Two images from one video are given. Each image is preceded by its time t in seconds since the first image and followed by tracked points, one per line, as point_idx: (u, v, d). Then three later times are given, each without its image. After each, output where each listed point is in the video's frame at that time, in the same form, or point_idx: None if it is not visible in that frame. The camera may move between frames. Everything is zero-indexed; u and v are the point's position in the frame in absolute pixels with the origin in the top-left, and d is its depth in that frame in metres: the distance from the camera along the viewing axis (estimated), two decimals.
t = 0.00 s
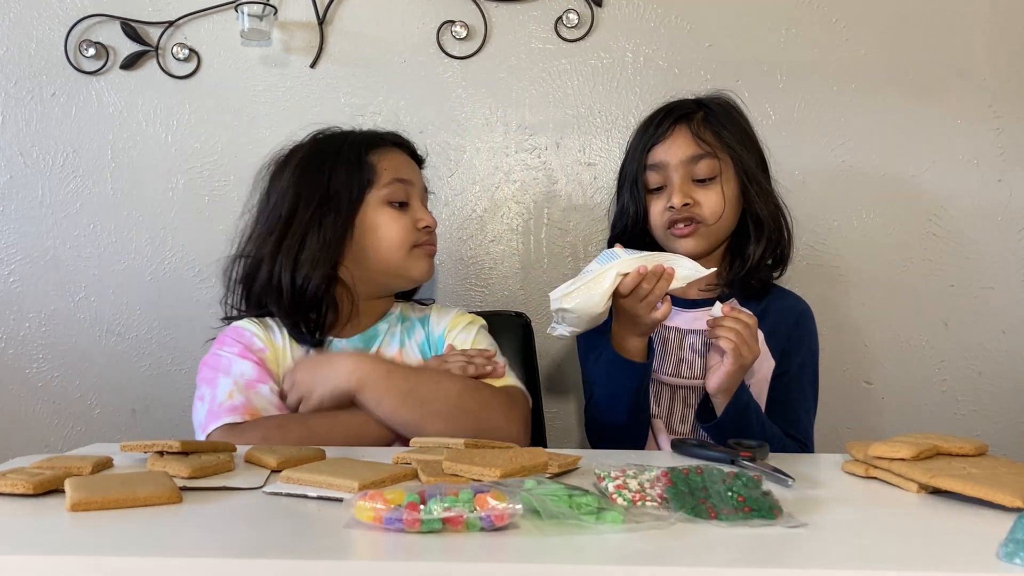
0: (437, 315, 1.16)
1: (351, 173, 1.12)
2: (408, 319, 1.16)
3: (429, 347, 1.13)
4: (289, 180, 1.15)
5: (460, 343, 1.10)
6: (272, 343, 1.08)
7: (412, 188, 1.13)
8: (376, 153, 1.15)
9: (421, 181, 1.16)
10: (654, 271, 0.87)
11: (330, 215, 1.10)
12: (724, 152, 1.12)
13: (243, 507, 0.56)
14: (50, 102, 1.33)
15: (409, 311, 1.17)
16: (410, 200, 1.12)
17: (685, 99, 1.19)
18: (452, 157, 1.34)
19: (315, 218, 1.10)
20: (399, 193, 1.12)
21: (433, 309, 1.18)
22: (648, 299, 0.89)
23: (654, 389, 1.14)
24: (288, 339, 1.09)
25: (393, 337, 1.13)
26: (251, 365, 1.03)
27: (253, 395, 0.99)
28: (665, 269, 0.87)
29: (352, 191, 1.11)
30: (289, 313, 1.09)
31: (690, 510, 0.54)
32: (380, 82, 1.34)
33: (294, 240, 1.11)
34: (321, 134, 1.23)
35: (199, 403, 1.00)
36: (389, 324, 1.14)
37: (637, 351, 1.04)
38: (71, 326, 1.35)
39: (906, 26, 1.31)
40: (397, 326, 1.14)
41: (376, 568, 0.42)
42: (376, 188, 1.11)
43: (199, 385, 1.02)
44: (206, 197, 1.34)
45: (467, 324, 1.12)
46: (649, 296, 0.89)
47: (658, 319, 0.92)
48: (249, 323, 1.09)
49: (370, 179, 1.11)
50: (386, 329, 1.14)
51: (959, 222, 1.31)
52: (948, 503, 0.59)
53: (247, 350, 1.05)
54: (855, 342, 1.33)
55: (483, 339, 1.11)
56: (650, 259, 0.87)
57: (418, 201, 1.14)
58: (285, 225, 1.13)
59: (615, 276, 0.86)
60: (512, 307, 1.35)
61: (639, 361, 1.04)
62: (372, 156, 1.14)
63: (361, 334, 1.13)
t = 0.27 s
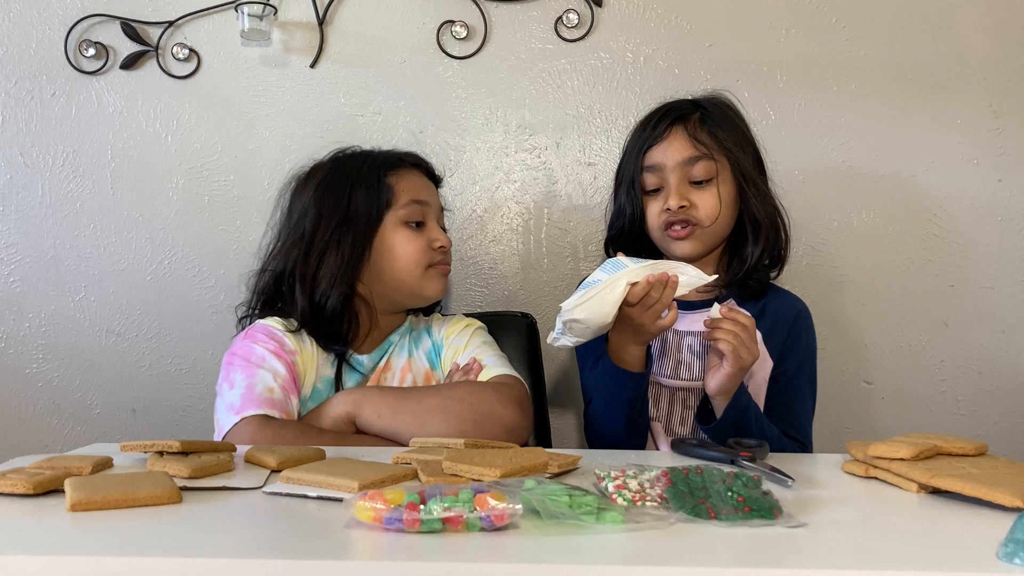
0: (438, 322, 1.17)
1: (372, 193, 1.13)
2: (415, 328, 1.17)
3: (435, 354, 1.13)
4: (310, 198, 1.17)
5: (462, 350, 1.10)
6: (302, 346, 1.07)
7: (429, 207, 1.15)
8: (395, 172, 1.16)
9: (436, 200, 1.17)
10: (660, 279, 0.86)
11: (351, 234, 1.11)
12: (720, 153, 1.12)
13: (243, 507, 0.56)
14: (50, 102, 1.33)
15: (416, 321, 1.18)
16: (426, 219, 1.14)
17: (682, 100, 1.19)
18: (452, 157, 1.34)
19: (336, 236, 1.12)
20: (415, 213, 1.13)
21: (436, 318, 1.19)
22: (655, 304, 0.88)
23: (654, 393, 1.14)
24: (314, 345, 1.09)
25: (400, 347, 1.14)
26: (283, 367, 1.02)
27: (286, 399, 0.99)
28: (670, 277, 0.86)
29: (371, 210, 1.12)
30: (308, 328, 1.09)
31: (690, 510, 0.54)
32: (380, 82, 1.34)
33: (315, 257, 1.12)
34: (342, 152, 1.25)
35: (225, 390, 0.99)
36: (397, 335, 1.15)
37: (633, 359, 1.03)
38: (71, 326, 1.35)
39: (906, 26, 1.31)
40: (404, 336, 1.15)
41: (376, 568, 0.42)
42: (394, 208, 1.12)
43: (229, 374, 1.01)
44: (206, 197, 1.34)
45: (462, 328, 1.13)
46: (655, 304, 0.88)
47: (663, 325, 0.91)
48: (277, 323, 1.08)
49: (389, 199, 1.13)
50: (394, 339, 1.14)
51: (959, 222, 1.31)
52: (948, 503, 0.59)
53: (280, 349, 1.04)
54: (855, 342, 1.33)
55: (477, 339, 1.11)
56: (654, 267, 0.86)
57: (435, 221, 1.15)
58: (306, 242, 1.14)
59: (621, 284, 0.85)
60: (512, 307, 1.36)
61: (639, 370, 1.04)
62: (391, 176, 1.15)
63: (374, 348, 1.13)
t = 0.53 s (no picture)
0: (445, 332, 1.16)
1: (380, 202, 1.13)
2: (421, 335, 1.16)
3: (438, 363, 1.13)
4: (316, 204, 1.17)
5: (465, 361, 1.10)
6: (288, 358, 1.08)
7: (435, 215, 1.15)
8: (405, 181, 1.16)
9: (443, 208, 1.17)
10: (662, 280, 0.86)
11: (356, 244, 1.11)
12: (719, 154, 1.12)
13: (243, 507, 0.56)
14: (50, 102, 1.33)
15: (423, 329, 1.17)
16: (432, 227, 1.14)
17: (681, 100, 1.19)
18: (452, 157, 1.34)
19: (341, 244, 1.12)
20: (422, 221, 1.13)
21: (442, 326, 1.17)
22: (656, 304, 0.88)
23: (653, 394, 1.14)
24: (305, 353, 1.09)
25: (405, 353, 1.13)
26: (265, 386, 1.02)
27: (269, 416, 0.99)
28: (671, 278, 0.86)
29: (378, 219, 1.12)
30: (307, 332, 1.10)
31: (690, 510, 0.54)
32: (380, 82, 1.34)
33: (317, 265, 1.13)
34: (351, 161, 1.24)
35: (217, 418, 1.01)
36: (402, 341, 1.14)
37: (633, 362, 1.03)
38: (71, 326, 1.35)
39: (906, 26, 1.31)
40: (409, 342, 1.14)
41: (375, 568, 0.42)
42: (400, 216, 1.13)
43: (218, 400, 1.03)
44: (206, 197, 1.34)
45: (468, 341, 1.12)
46: (656, 306, 0.88)
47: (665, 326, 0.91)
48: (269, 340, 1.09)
49: (397, 208, 1.13)
50: (399, 345, 1.13)
51: (959, 222, 1.31)
52: (948, 503, 0.59)
53: (263, 368, 1.05)
54: (855, 342, 1.33)
55: (482, 355, 1.10)
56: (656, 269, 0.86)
57: (441, 231, 1.15)
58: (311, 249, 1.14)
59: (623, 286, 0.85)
60: (512, 307, 1.36)
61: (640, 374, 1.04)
62: (400, 184, 1.15)
63: (374, 351, 1.12)
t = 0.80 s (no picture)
0: (440, 335, 1.15)
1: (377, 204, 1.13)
2: (417, 338, 1.15)
3: (432, 365, 1.12)
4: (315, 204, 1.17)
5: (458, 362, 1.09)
6: (278, 359, 1.08)
7: (433, 218, 1.14)
8: (403, 184, 1.16)
9: (441, 211, 1.17)
10: (648, 292, 0.86)
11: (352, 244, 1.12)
12: (723, 155, 1.12)
13: (243, 507, 0.56)
14: (50, 102, 1.33)
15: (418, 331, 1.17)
16: (428, 230, 1.13)
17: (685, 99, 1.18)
18: (452, 157, 1.34)
19: (337, 244, 1.12)
20: (418, 223, 1.13)
21: (438, 329, 1.17)
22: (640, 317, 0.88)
23: (651, 398, 1.14)
24: (299, 353, 1.10)
25: (399, 355, 1.13)
26: (255, 386, 1.03)
27: (256, 417, 0.99)
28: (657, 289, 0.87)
29: (374, 221, 1.12)
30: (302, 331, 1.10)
31: (690, 510, 0.54)
32: (380, 82, 1.34)
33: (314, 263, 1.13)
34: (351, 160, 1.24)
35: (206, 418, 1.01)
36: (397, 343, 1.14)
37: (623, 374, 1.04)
38: (71, 326, 1.35)
39: (906, 26, 1.31)
40: (403, 345, 1.14)
41: (375, 569, 0.42)
42: (397, 217, 1.12)
43: (209, 400, 1.03)
44: (206, 197, 1.34)
45: (462, 345, 1.11)
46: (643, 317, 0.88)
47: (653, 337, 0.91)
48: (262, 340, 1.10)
49: (393, 210, 1.13)
50: (393, 347, 1.13)
51: (959, 222, 1.31)
52: (948, 503, 0.59)
53: (254, 368, 1.06)
54: (855, 342, 1.33)
55: (476, 360, 1.09)
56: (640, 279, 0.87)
57: (437, 235, 1.14)
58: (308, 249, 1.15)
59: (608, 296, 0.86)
60: (512, 307, 1.36)
61: (630, 385, 1.04)
62: (397, 187, 1.15)
63: (368, 353, 1.12)
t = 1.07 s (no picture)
0: (439, 333, 1.15)
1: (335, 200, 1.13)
2: (415, 336, 1.15)
3: (430, 363, 1.12)
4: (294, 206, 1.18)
5: (457, 360, 1.09)
6: (279, 356, 1.08)
7: (381, 207, 1.11)
8: (354, 179, 1.15)
9: (401, 199, 1.13)
10: (613, 300, 0.87)
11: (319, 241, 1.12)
12: (725, 156, 1.12)
13: (243, 507, 0.56)
14: (50, 102, 1.34)
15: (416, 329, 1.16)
16: (376, 220, 1.11)
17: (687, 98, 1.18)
18: (451, 157, 1.35)
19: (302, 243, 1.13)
20: (361, 215, 1.11)
21: (437, 328, 1.17)
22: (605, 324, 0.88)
23: (649, 398, 1.14)
24: (300, 353, 1.09)
25: (397, 354, 1.12)
26: (257, 383, 1.03)
27: (258, 415, 0.99)
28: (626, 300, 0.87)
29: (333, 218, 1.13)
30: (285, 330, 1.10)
31: (690, 510, 0.54)
32: (380, 82, 1.34)
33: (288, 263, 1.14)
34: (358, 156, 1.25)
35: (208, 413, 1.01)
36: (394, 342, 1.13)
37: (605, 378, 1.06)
38: (71, 326, 1.35)
39: (906, 26, 1.31)
40: (402, 344, 1.13)
41: (374, 568, 0.42)
42: (345, 211, 1.12)
43: (210, 397, 1.03)
44: (206, 197, 1.34)
45: (462, 343, 1.11)
46: (608, 323, 0.88)
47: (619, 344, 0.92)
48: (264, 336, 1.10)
49: (338, 207, 1.13)
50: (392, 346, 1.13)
51: (958, 222, 1.31)
52: (948, 503, 0.59)
53: (256, 365, 1.05)
54: (855, 342, 1.33)
55: (475, 357, 1.09)
56: (611, 290, 0.87)
57: (388, 224, 1.11)
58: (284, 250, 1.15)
59: (575, 303, 0.86)
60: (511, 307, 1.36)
61: (610, 389, 1.06)
62: (348, 183, 1.14)
63: (367, 353, 1.12)
